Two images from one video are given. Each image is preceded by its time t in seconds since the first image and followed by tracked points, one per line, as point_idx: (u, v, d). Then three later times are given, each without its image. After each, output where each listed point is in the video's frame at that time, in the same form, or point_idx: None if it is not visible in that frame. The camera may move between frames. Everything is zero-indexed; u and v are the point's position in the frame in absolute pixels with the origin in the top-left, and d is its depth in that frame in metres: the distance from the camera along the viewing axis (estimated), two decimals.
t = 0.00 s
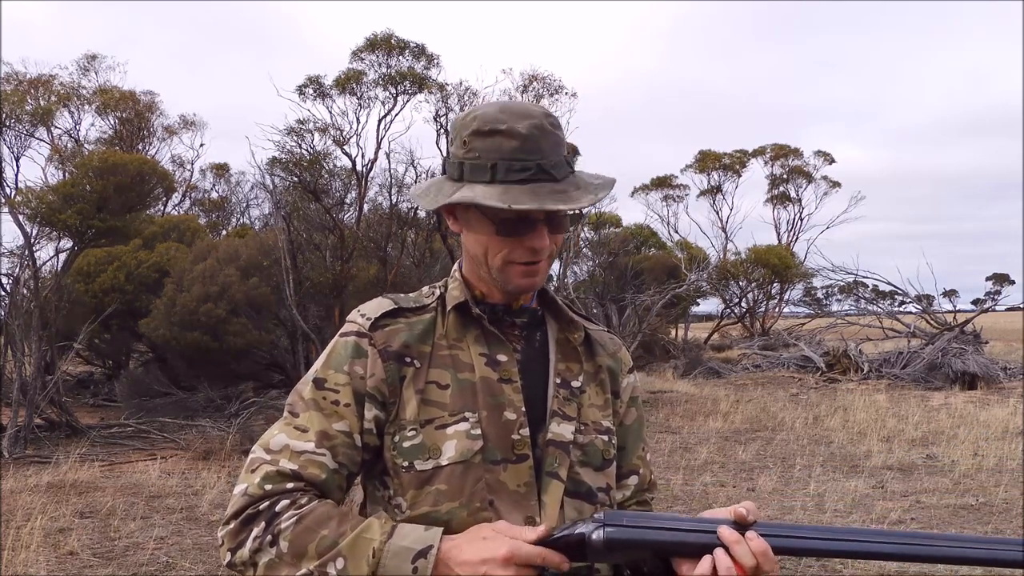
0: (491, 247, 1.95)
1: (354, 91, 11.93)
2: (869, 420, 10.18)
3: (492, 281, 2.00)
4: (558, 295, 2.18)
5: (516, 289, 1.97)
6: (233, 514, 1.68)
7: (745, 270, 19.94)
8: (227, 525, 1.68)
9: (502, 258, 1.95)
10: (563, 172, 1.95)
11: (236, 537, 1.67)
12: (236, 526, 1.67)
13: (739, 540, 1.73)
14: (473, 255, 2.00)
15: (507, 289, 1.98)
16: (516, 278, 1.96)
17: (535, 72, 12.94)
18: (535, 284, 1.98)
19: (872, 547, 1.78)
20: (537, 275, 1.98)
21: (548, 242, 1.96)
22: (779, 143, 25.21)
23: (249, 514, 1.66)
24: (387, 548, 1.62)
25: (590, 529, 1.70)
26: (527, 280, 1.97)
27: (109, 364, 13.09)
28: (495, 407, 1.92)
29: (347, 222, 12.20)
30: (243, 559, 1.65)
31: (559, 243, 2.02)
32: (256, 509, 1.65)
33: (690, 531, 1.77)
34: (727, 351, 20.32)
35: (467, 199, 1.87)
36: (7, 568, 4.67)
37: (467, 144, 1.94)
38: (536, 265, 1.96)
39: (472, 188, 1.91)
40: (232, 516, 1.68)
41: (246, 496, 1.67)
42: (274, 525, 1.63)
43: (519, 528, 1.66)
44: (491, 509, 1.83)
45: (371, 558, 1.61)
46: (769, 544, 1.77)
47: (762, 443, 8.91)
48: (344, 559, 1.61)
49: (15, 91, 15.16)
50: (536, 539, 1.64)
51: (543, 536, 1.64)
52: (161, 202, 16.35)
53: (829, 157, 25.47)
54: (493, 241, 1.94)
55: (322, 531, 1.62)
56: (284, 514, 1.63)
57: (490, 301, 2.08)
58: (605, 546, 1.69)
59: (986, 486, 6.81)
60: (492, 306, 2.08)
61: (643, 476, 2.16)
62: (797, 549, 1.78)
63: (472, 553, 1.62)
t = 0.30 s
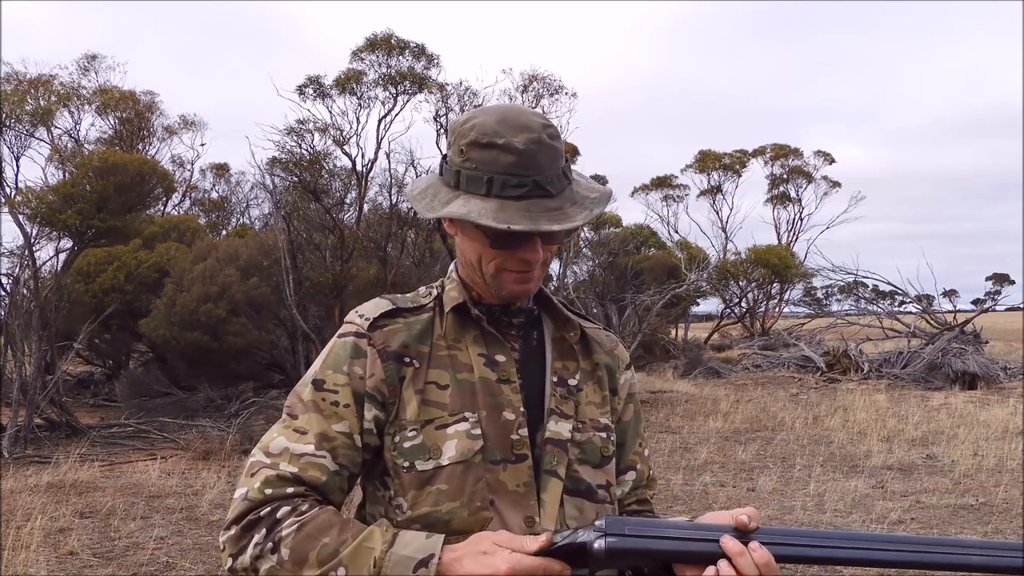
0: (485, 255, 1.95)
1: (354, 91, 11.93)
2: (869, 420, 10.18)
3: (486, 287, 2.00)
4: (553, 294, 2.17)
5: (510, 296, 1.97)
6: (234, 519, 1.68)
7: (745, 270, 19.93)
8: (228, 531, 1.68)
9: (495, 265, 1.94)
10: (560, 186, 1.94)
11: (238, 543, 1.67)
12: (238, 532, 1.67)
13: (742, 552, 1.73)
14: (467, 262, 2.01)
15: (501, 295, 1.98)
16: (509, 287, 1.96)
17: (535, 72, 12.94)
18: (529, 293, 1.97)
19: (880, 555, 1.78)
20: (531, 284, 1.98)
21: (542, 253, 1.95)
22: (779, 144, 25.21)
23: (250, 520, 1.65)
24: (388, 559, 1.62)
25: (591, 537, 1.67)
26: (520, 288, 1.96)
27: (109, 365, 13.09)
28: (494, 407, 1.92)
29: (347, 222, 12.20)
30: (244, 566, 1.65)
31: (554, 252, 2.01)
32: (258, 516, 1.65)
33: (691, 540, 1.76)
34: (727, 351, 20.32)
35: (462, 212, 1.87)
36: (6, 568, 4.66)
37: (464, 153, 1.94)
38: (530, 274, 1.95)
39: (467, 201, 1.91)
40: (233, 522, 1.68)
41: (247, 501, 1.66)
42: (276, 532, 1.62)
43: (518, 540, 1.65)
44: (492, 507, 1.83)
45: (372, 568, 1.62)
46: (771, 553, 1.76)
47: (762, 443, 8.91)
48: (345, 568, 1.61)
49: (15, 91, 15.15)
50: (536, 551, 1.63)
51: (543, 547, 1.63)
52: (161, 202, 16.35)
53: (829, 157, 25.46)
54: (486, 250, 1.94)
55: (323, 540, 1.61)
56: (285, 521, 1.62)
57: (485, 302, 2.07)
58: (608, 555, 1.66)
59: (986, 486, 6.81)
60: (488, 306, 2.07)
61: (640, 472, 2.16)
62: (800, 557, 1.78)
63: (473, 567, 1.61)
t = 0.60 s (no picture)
0: (477, 251, 1.95)
1: (354, 92, 11.93)
2: (869, 420, 10.18)
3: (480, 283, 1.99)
4: (549, 292, 2.18)
5: (504, 292, 1.97)
6: (240, 532, 1.69)
7: (745, 271, 19.92)
8: (236, 543, 1.69)
9: (488, 261, 1.95)
10: (548, 178, 1.94)
11: (244, 555, 1.67)
12: (244, 544, 1.68)
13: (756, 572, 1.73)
14: (460, 259, 2.01)
15: (495, 292, 1.98)
16: (502, 282, 1.96)
17: (535, 72, 12.93)
18: (523, 288, 1.97)
19: None
20: (525, 280, 1.98)
21: (534, 246, 1.96)
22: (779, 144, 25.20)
23: (255, 532, 1.66)
24: (391, 564, 1.62)
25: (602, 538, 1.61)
26: (513, 283, 1.97)
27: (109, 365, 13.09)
28: (493, 403, 1.92)
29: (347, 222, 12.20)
30: None
31: (546, 246, 2.02)
32: (262, 527, 1.65)
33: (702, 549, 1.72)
34: (727, 351, 20.31)
35: (450, 207, 1.87)
36: (6, 568, 4.66)
37: (452, 150, 1.94)
38: (523, 269, 1.96)
39: (456, 198, 1.91)
40: (239, 534, 1.69)
41: (251, 512, 1.67)
42: (279, 542, 1.62)
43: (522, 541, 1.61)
44: (494, 503, 1.83)
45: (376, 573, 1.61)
46: None
47: (762, 443, 8.92)
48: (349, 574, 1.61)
49: (15, 91, 15.15)
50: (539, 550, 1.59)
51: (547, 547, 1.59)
52: (161, 202, 16.35)
53: (829, 157, 25.46)
54: (477, 246, 1.95)
55: (325, 548, 1.61)
56: (287, 531, 1.62)
57: (482, 300, 2.07)
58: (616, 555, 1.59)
59: (986, 486, 6.81)
60: (485, 305, 2.06)
61: (635, 467, 2.16)
62: None
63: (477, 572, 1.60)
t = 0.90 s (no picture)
0: (464, 233, 2.05)
1: (354, 92, 11.93)
2: (869, 420, 10.18)
3: (472, 271, 2.06)
4: (552, 291, 2.20)
5: (492, 273, 2.02)
6: (254, 536, 1.68)
7: (745, 271, 19.91)
8: (250, 547, 1.68)
9: (474, 242, 2.04)
10: (523, 151, 2.03)
11: (260, 560, 1.67)
12: (259, 549, 1.66)
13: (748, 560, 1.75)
14: (453, 249, 2.10)
15: (484, 274, 2.03)
16: (488, 261, 2.03)
17: (535, 72, 12.93)
18: (509, 266, 2.02)
19: None
20: (511, 258, 2.04)
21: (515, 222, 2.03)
22: (780, 144, 25.20)
23: (271, 538, 1.65)
24: None
25: (595, 519, 1.72)
26: (499, 261, 2.03)
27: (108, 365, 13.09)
28: (495, 403, 1.92)
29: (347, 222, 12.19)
30: None
31: (534, 227, 2.09)
32: (277, 533, 1.64)
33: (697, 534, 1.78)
34: (727, 351, 20.30)
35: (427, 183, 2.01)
36: (6, 567, 4.66)
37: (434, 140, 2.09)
38: (506, 244, 2.03)
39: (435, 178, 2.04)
40: (253, 538, 1.67)
41: (265, 514, 1.65)
42: (296, 550, 1.61)
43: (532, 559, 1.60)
44: (494, 503, 1.83)
45: None
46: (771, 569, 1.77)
47: (762, 443, 8.92)
48: None
49: (15, 91, 15.14)
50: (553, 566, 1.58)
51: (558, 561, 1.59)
52: (161, 202, 16.35)
53: (829, 157, 25.45)
54: (463, 228, 2.06)
55: (343, 561, 1.59)
56: (305, 540, 1.61)
57: (485, 299, 2.11)
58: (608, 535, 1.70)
59: (985, 486, 6.81)
60: (488, 303, 2.09)
61: (634, 469, 2.16)
62: None
63: None
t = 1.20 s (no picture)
0: (450, 220, 2.10)
1: (354, 91, 11.93)
2: (869, 420, 10.18)
3: (459, 260, 2.09)
4: (549, 290, 2.20)
5: (476, 259, 2.03)
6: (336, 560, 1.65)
7: (745, 270, 19.90)
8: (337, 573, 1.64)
9: (459, 227, 2.08)
10: (505, 136, 2.07)
11: None
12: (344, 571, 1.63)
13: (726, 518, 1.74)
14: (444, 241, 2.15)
15: (469, 261, 2.05)
16: (472, 247, 2.05)
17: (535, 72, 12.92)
18: (491, 251, 2.03)
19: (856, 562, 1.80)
20: (495, 244, 2.05)
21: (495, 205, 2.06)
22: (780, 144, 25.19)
23: (355, 555, 1.61)
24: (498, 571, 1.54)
25: (574, 488, 1.74)
26: (483, 246, 2.04)
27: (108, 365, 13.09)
28: (498, 402, 1.92)
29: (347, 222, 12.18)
30: None
31: (519, 214, 2.10)
32: (360, 549, 1.61)
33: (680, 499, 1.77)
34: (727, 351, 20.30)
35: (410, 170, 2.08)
36: (7, 567, 4.65)
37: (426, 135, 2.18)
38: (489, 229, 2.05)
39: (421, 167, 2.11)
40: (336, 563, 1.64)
41: (340, 529, 1.63)
42: (382, 562, 1.58)
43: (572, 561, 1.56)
44: (497, 502, 1.85)
45: None
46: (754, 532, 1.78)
47: (763, 443, 8.92)
48: None
49: (16, 91, 15.15)
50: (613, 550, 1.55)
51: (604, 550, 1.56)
52: (161, 202, 16.36)
53: (830, 157, 25.44)
54: (449, 214, 2.10)
55: (431, 565, 1.55)
56: (389, 550, 1.58)
57: (482, 296, 2.11)
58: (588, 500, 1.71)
59: (986, 486, 6.81)
60: (487, 302, 2.10)
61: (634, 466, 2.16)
62: (774, 539, 1.79)
63: None
